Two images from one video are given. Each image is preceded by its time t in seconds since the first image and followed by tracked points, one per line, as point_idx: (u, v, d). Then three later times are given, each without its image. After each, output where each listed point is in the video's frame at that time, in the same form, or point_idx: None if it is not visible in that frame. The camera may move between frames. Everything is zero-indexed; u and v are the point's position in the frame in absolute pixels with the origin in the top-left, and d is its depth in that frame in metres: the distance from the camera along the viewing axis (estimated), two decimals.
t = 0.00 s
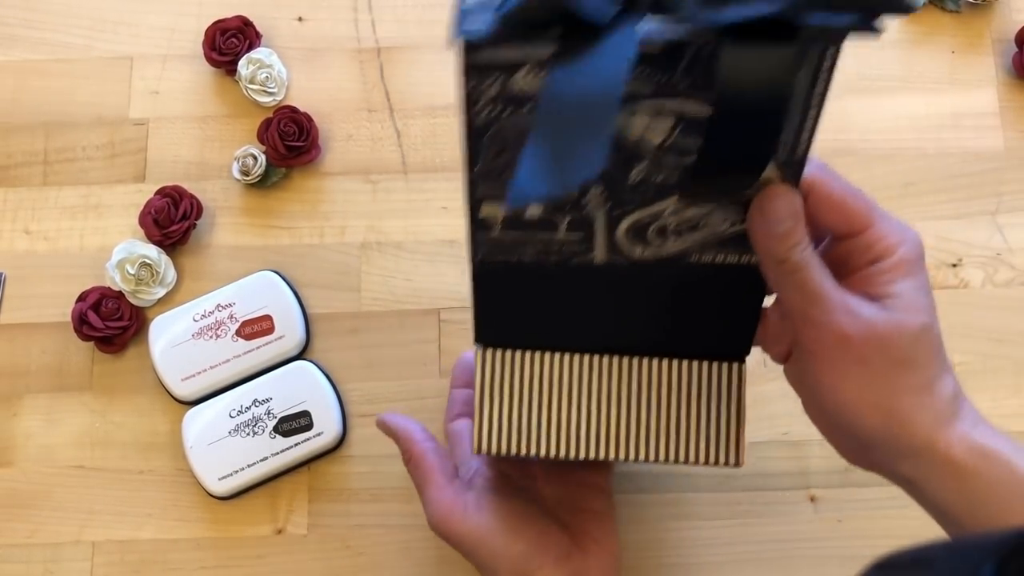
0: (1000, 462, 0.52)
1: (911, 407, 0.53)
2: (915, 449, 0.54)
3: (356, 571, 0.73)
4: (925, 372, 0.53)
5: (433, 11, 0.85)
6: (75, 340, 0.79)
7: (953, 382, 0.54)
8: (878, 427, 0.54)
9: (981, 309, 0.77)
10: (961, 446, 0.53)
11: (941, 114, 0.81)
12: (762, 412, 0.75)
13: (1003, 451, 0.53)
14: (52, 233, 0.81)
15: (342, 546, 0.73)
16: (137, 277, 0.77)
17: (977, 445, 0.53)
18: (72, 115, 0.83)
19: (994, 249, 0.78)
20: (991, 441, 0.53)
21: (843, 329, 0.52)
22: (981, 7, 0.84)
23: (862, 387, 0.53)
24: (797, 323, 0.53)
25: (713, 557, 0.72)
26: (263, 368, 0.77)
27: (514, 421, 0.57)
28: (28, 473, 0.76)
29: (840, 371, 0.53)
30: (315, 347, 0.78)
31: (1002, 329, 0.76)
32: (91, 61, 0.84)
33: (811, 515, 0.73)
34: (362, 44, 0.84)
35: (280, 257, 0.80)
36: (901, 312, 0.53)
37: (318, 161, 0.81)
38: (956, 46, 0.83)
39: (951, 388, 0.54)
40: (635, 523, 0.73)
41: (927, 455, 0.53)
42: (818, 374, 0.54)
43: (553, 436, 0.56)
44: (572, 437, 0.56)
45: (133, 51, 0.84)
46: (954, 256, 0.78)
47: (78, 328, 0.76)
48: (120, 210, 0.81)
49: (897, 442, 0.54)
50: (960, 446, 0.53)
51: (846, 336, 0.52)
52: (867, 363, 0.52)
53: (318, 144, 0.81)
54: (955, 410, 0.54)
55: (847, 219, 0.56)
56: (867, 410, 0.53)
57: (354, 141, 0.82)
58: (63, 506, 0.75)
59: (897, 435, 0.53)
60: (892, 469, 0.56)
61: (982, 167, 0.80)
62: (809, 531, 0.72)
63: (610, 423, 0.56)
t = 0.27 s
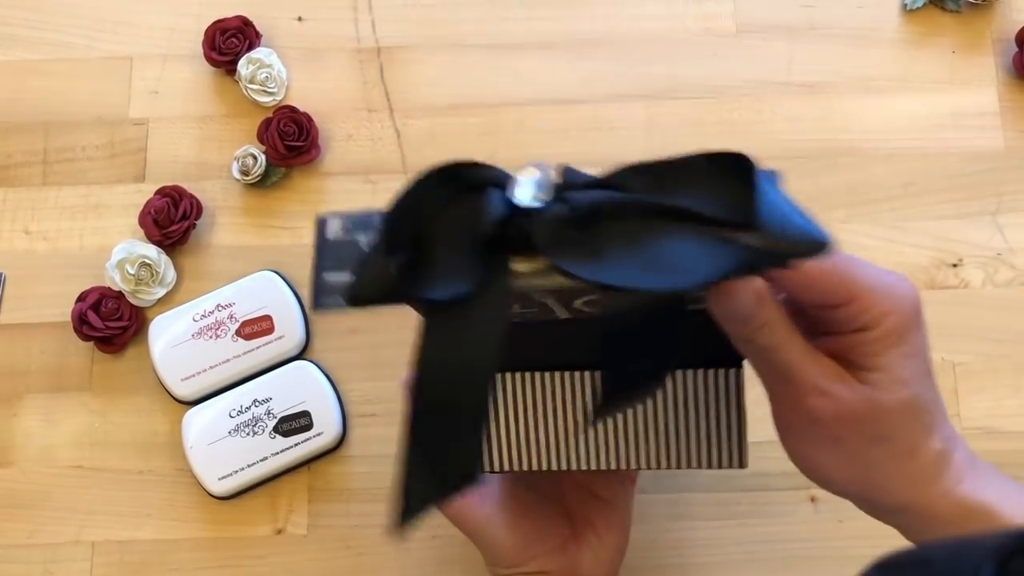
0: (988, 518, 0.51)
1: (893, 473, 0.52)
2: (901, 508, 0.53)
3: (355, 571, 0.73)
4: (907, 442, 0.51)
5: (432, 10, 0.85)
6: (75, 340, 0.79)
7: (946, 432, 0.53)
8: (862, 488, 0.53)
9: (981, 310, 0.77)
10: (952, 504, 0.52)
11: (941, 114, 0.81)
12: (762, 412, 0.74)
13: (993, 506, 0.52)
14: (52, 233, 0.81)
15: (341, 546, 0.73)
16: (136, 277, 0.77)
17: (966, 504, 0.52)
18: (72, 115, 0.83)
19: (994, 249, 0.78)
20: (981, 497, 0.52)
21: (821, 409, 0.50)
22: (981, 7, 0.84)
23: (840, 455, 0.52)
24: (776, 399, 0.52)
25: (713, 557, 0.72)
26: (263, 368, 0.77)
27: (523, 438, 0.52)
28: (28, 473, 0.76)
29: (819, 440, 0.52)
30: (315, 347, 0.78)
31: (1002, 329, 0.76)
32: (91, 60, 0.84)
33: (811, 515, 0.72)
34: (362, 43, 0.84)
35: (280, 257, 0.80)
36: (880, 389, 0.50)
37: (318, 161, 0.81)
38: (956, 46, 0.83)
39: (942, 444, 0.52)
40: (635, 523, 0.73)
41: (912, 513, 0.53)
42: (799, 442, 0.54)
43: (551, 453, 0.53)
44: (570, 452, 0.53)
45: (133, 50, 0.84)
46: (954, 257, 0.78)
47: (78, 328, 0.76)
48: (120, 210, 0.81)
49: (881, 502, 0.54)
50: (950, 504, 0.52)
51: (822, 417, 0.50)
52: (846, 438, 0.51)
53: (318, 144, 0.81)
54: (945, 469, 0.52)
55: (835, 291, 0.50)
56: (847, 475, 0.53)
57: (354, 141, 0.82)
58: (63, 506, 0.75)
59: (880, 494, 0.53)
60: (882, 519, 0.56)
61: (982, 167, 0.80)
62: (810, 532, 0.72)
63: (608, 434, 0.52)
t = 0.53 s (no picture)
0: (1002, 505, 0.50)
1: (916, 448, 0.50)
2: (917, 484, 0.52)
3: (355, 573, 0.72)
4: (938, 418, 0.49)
5: (432, 9, 0.84)
6: (73, 340, 0.78)
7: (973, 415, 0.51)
8: (880, 458, 0.52)
9: (984, 310, 0.76)
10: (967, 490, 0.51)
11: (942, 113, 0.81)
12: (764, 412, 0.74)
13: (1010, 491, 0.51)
14: (50, 232, 0.81)
15: (341, 547, 0.73)
16: (134, 277, 0.77)
17: (984, 487, 0.50)
18: (70, 115, 0.83)
19: (997, 249, 0.77)
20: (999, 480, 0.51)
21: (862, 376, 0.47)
22: (982, 6, 0.83)
23: (868, 420, 0.50)
24: (813, 354, 0.48)
25: (714, 558, 0.72)
26: (262, 368, 0.77)
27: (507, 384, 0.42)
28: (25, 473, 0.76)
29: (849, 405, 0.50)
30: (315, 347, 0.78)
31: (1004, 329, 0.76)
32: (89, 60, 0.84)
33: (813, 516, 0.72)
34: (361, 43, 0.84)
35: (279, 257, 0.79)
36: (927, 365, 0.46)
37: (317, 160, 0.81)
38: (958, 45, 0.82)
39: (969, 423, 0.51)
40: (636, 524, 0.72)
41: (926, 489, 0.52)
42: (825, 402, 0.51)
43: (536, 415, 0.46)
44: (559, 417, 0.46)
45: (132, 50, 0.84)
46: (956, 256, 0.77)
47: (76, 328, 0.76)
48: (118, 209, 0.81)
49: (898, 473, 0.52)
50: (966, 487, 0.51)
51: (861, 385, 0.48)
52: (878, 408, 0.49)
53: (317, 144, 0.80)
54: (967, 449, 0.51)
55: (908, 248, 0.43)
56: (868, 442, 0.51)
57: (353, 140, 0.81)
58: (61, 507, 0.75)
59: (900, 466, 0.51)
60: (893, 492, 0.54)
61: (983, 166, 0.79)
62: (812, 533, 0.72)
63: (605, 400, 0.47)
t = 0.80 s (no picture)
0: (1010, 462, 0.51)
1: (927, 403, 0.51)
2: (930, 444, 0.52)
3: (356, 571, 0.73)
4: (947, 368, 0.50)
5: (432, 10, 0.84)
6: (74, 340, 0.79)
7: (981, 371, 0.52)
8: (892, 414, 0.52)
9: (982, 310, 0.76)
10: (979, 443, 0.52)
11: (941, 114, 0.81)
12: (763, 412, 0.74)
13: (1014, 448, 0.52)
14: (52, 233, 0.81)
15: (342, 546, 0.73)
16: (136, 277, 0.77)
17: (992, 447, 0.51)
18: (72, 115, 0.83)
19: (995, 249, 0.78)
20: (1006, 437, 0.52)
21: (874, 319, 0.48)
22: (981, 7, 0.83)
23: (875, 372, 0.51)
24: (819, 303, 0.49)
25: (713, 557, 0.72)
26: (263, 368, 0.77)
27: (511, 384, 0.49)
28: (27, 473, 0.76)
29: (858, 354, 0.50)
30: (315, 347, 0.78)
31: (1002, 329, 0.76)
32: (90, 60, 0.84)
33: (812, 516, 0.72)
34: (362, 43, 0.84)
35: (280, 257, 0.79)
36: (932, 308, 0.48)
37: (318, 161, 0.81)
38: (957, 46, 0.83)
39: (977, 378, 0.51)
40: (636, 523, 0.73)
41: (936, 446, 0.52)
42: (830, 352, 0.52)
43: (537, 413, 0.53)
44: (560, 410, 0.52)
45: (133, 50, 0.84)
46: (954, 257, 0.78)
47: (77, 328, 0.76)
48: (120, 210, 0.81)
49: (913, 433, 0.52)
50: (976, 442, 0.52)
51: (874, 329, 0.48)
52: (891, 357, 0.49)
53: (318, 144, 0.81)
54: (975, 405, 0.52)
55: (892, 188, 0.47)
56: (879, 399, 0.52)
57: (354, 141, 0.82)
58: (63, 506, 0.75)
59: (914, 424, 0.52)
60: (908, 457, 0.54)
61: (982, 167, 0.80)
62: (810, 532, 0.72)
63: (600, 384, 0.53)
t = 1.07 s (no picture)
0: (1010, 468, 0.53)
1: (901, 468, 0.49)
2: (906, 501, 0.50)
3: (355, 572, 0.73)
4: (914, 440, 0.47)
5: (432, 9, 0.84)
6: (74, 340, 0.78)
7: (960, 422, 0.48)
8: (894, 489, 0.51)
9: (983, 310, 0.76)
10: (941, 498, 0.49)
11: (942, 113, 0.81)
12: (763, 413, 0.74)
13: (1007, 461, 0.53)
14: (51, 232, 0.81)
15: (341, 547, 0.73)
16: (135, 277, 0.77)
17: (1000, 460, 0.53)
18: (71, 115, 0.83)
19: (996, 249, 0.78)
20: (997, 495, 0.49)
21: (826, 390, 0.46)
22: (981, 6, 0.83)
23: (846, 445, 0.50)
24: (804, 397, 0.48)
25: (714, 558, 0.72)
26: (263, 368, 0.77)
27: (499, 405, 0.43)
28: (25, 473, 0.76)
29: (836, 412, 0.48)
30: (315, 347, 0.78)
31: (1003, 329, 0.76)
32: (90, 60, 0.84)
33: (812, 516, 0.72)
34: (361, 43, 0.84)
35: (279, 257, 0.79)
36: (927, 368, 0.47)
37: (318, 160, 0.81)
38: (958, 45, 0.83)
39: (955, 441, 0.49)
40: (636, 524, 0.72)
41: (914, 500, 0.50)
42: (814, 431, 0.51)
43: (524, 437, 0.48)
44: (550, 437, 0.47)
45: (132, 50, 0.84)
46: (955, 256, 0.77)
47: (76, 328, 0.76)
48: (119, 209, 0.81)
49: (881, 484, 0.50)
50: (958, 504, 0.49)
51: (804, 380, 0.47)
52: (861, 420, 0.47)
53: (317, 144, 0.80)
54: (958, 463, 0.48)
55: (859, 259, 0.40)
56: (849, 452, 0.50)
57: (353, 141, 0.81)
58: (61, 506, 0.75)
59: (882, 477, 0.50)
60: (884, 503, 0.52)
61: (982, 166, 0.80)
62: (811, 533, 0.72)
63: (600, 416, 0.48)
